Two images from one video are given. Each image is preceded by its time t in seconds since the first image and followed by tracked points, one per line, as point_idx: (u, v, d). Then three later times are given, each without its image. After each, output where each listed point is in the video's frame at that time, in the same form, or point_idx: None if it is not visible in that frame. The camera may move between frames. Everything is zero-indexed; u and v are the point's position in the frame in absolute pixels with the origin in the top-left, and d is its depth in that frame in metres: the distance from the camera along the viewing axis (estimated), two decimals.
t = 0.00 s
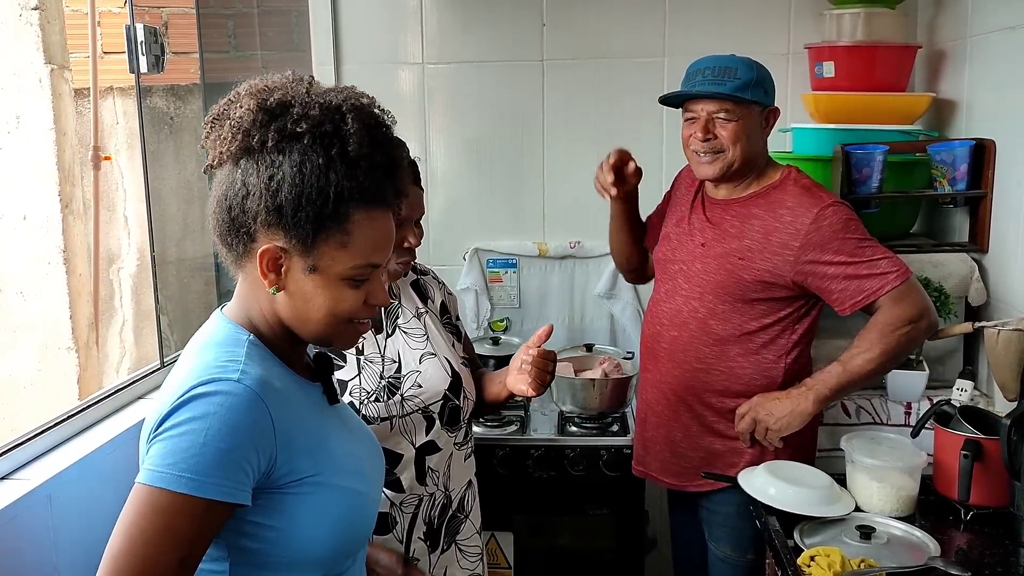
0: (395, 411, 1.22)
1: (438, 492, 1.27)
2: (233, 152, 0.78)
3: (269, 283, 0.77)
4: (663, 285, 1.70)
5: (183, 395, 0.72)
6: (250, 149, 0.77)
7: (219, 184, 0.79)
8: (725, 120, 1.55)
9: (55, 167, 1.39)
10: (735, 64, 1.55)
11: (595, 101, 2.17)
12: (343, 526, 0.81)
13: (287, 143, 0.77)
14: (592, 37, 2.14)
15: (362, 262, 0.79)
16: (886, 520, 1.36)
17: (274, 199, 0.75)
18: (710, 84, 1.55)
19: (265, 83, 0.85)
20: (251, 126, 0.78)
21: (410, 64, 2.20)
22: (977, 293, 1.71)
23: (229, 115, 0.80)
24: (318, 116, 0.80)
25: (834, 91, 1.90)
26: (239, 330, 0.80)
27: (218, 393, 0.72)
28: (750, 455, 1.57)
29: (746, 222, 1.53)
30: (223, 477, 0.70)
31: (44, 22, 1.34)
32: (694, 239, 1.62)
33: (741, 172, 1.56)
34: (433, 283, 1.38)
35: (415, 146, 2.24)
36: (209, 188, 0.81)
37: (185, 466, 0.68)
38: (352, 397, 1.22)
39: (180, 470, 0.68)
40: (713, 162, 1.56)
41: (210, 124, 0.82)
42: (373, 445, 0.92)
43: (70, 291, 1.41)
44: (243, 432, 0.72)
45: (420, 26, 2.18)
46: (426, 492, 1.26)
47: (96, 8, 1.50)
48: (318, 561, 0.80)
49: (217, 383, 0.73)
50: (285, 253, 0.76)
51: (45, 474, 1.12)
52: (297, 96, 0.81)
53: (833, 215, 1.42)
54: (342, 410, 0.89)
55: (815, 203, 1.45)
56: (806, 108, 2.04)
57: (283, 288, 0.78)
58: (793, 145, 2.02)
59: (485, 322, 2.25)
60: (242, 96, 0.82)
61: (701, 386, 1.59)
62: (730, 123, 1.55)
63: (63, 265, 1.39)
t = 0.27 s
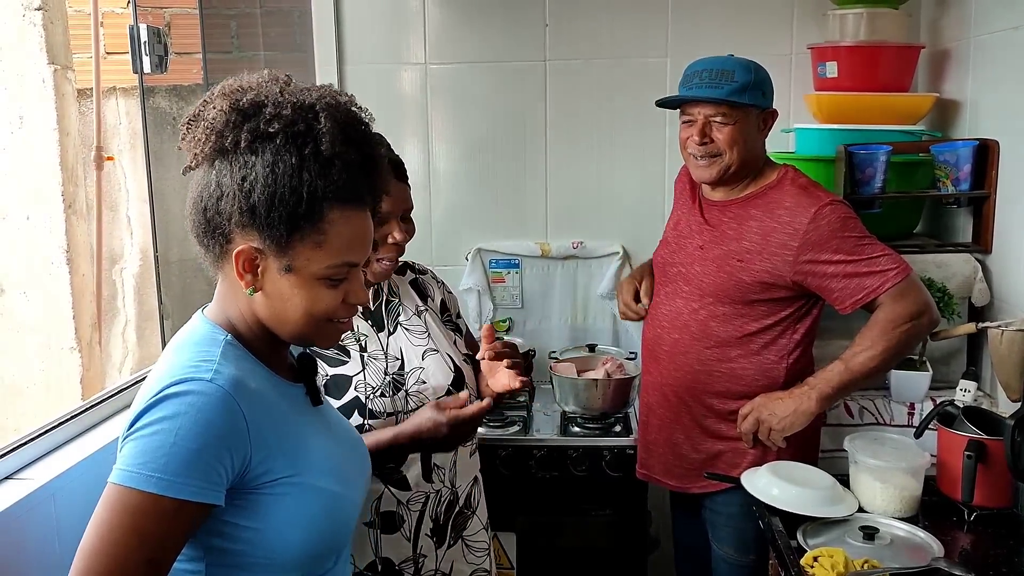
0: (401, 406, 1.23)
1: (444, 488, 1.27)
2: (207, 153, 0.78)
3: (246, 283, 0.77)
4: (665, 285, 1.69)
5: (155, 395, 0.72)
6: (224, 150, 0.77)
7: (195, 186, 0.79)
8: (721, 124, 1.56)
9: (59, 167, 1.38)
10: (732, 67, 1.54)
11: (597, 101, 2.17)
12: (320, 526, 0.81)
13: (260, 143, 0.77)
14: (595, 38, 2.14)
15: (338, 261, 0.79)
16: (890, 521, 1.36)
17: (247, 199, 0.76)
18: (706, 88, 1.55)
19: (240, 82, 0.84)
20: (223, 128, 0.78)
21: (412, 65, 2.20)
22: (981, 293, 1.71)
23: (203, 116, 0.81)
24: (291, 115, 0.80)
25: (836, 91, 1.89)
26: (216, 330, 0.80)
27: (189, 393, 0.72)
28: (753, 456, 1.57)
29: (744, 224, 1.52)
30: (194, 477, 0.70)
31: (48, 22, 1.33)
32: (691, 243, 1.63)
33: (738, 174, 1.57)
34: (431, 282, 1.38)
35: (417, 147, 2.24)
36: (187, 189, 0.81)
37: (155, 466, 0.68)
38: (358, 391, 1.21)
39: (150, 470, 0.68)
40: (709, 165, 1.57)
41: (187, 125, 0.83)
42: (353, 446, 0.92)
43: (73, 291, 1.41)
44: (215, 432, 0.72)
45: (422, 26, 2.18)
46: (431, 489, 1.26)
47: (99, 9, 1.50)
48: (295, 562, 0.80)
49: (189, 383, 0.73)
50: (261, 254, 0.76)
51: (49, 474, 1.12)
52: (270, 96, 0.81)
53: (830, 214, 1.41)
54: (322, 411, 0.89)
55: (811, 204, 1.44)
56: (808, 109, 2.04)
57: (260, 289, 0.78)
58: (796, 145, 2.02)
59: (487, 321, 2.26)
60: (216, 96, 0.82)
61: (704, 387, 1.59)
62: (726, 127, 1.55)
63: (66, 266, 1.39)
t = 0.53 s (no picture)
0: (410, 403, 1.23)
1: (448, 487, 1.27)
2: (177, 155, 0.77)
3: (223, 283, 0.77)
4: (669, 285, 1.70)
5: (125, 398, 0.72)
6: (195, 152, 0.77)
7: (164, 187, 0.78)
8: (713, 124, 1.56)
9: (65, 167, 1.38)
10: (726, 67, 1.55)
11: (601, 101, 2.17)
12: (299, 523, 0.81)
13: (233, 143, 0.77)
14: (600, 38, 2.14)
15: (314, 257, 0.80)
16: (895, 520, 1.36)
17: (224, 200, 0.76)
18: (699, 88, 1.56)
19: (204, 79, 0.83)
20: (193, 128, 0.77)
21: (416, 65, 2.20)
22: (986, 293, 1.70)
23: (168, 116, 0.79)
24: (262, 113, 0.80)
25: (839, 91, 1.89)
26: (189, 330, 0.80)
27: (159, 394, 0.72)
28: (757, 456, 1.57)
29: (747, 224, 1.52)
30: (165, 478, 0.70)
31: (54, 22, 1.34)
32: (694, 243, 1.63)
33: (732, 176, 1.57)
34: (435, 282, 1.38)
35: (421, 146, 2.24)
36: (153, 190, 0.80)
37: (126, 469, 0.68)
38: (368, 388, 1.20)
39: (120, 473, 0.68)
40: (703, 166, 1.58)
41: (150, 125, 0.81)
42: (334, 443, 0.92)
43: (79, 290, 1.41)
44: (186, 433, 0.72)
45: (427, 26, 2.18)
46: (436, 488, 1.26)
47: (104, 9, 1.50)
48: (275, 560, 0.80)
49: (159, 385, 0.73)
50: (238, 253, 0.77)
51: (55, 473, 1.13)
52: (239, 94, 0.80)
53: (834, 215, 1.41)
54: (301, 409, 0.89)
55: (815, 204, 1.44)
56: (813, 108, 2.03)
57: (237, 288, 0.78)
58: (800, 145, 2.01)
59: (491, 321, 2.26)
60: (181, 95, 0.80)
61: (708, 387, 1.59)
62: (718, 127, 1.56)
63: (73, 265, 1.39)
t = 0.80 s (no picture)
0: (410, 406, 1.24)
1: (449, 488, 1.27)
2: (137, 156, 0.76)
3: (196, 281, 0.78)
4: (671, 283, 1.69)
5: (92, 399, 0.72)
6: (156, 151, 0.77)
7: (128, 189, 0.78)
8: (705, 124, 1.57)
9: (67, 166, 1.37)
10: (718, 67, 1.56)
11: (604, 99, 2.17)
12: (278, 520, 0.81)
13: (193, 138, 0.77)
14: (603, 37, 2.14)
15: (285, 246, 0.81)
16: (898, 520, 1.36)
17: (190, 197, 0.76)
18: (691, 88, 1.57)
19: (155, 78, 0.82)
20: (151, 128, 0.77)
21: (419, 64, 2.20)
22: (989, 292, 1.71)
23: (123, 117, 0.78)
24: (218, 106, 0.80)
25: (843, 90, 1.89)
26: (160, 332, 0.80)
27: (125, 394, 0.72)
28: (760, 455, 1.57)
29: (747, 221, 1.52)
30: (133, 477, 0.70)
31: (57, 21, 1.34)
32: (694, 241, 1.62)
33: (727, 175, 1.58)
34: (438, 280, 1.38)
35: (423, 145, 2.24)
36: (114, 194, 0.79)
37: (93, 470, 0.68)
38: (368, 391, 1.20)
39: (86, 473, 0.68)
40: (697, 166, 1.59)
41: (104, 130, 0.80)
42: (318, 440, 0.92)
43: (81, 291, 1.40)
44: (152, 431, 0.72)
45: (429, 24, 2.18)
46: (437, 489, 1.26)
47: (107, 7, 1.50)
48: (257, 557, 0.80)
49: (126, 385, 0.73)
50: (209, 250, 0.78)
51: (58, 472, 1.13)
52: (194, 90, 0.80)
53: (834, 210, 1.41)
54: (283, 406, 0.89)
55: (816, 199, 1.44)
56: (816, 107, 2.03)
57: (211, 285, 0.79)
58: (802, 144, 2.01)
59: (494, 319, 2.26)
60: (134, 95, 0.79)
61: (711, 386, 1.59)
62: (709, 127, 1.56)
63: (76, 265, 1.38)
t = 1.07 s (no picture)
0: (409, 404, 1.24)
1: (450, 484, 1.27)
2: (140, 151, 0.76)
3: (196, 279, 0.78)
4: (673, 280, 1.69)
5: (89, 396, 0.72)
6: (159, 147, 0.77)
7: (130, 183, 0.78)
8: (706, 119, 1.57)
9: (71, 163, 1.37)
10: (719, 63, 1.56)
11: (606, 97, 2.17)
12: (277, 517, 0.81)
13: (197, 136, 0.77)
14: (605, 35, 2.13)
15: (285, 246, 0.82)
16: (898, 518, 1.36)
17: (191, 194, 0.76)
18: (692, 83, 1.57)
19: (162, 73, 0.82)
20: (155, 123, 0.77)
21: (421, 61, 2.20)
22: (992, 290, 1.70)
23: (128, 111, 0.78)
24: (224, 105, 0.80)
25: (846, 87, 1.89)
26: (160, 329, 0.80)
27: (122, 391, 0.72)
28: (763, 452, 1.57)
29: (746, 215, 1.52)
30: (130, 474, 0.70)
31: (60, 19, 1.34)
32: (695, 235, 1.63)
33: (730, 169, 1.57)
34: (438, 275, 1.38)
35: (425, 144, 2.24)
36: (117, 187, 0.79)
37: (90, 466, 0.69)
38: (366, 390, 1.21)
39: (83, 469, 0.68)
40: (699, 161, 1.58)
41: (109, 122, 0.80)
42: (319, 436, 0.92)
43: (84, 287, 1.40)
44: (149, 428, 0.72)
45: (431, 22, 2.18)
46: (438, 486, 1.26)
47: (110, 6, 1.50)
48: (255, 553, 0.80)
49: (123, 382, 0.73)
50: (209, 247, 0.78)
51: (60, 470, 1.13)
52: (199, 87, 0.80)
53: (829, 202, 1.42)
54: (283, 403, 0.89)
55: (811, 189, 1.45)
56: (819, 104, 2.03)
57: (210, 283, 0.79)
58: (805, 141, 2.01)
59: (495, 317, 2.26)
60: (140, 90, 0.79)
61: (713, 383, 1.59)
62: (710, 122, 1.56)
63: (78, 262, 1.39)
